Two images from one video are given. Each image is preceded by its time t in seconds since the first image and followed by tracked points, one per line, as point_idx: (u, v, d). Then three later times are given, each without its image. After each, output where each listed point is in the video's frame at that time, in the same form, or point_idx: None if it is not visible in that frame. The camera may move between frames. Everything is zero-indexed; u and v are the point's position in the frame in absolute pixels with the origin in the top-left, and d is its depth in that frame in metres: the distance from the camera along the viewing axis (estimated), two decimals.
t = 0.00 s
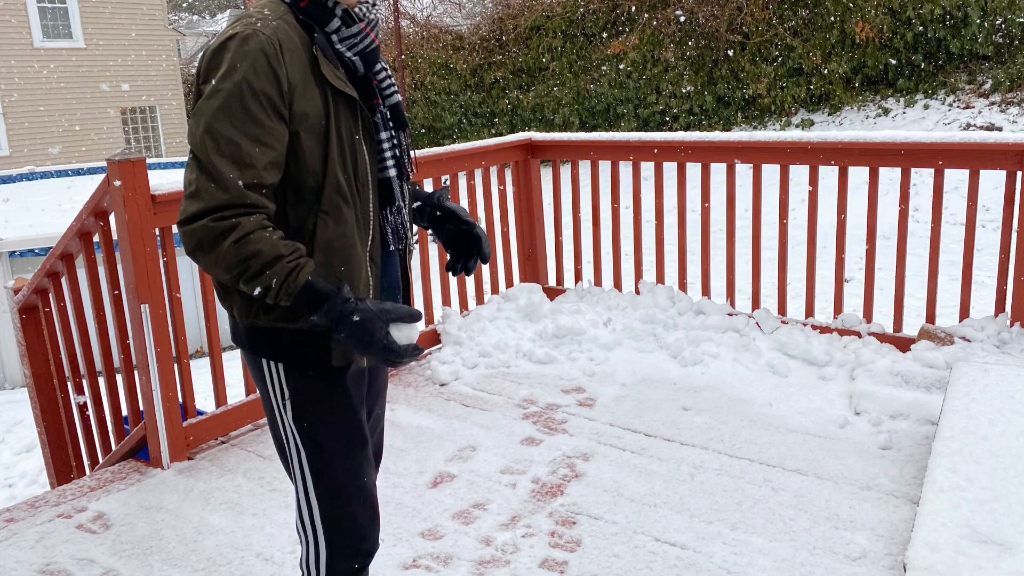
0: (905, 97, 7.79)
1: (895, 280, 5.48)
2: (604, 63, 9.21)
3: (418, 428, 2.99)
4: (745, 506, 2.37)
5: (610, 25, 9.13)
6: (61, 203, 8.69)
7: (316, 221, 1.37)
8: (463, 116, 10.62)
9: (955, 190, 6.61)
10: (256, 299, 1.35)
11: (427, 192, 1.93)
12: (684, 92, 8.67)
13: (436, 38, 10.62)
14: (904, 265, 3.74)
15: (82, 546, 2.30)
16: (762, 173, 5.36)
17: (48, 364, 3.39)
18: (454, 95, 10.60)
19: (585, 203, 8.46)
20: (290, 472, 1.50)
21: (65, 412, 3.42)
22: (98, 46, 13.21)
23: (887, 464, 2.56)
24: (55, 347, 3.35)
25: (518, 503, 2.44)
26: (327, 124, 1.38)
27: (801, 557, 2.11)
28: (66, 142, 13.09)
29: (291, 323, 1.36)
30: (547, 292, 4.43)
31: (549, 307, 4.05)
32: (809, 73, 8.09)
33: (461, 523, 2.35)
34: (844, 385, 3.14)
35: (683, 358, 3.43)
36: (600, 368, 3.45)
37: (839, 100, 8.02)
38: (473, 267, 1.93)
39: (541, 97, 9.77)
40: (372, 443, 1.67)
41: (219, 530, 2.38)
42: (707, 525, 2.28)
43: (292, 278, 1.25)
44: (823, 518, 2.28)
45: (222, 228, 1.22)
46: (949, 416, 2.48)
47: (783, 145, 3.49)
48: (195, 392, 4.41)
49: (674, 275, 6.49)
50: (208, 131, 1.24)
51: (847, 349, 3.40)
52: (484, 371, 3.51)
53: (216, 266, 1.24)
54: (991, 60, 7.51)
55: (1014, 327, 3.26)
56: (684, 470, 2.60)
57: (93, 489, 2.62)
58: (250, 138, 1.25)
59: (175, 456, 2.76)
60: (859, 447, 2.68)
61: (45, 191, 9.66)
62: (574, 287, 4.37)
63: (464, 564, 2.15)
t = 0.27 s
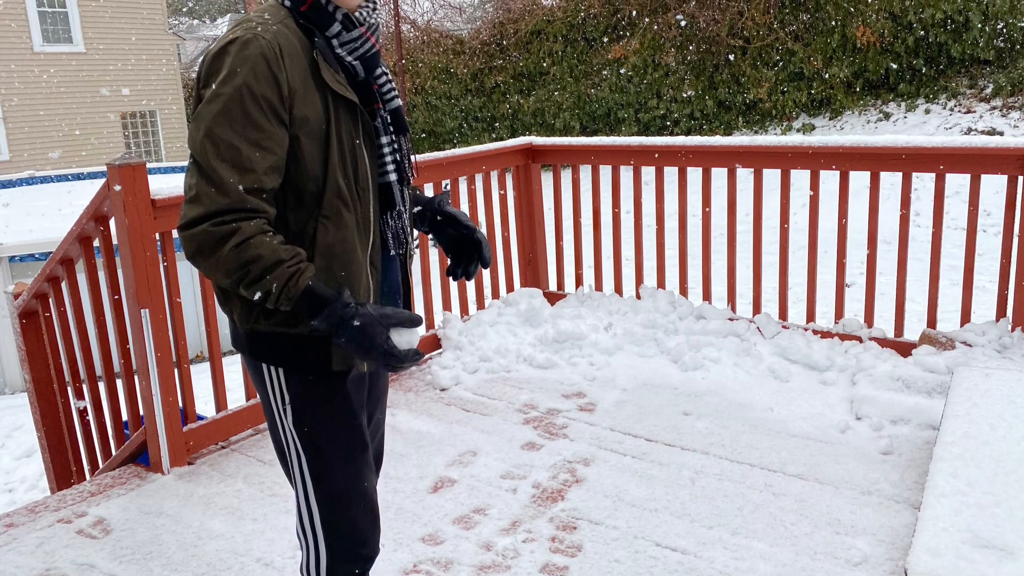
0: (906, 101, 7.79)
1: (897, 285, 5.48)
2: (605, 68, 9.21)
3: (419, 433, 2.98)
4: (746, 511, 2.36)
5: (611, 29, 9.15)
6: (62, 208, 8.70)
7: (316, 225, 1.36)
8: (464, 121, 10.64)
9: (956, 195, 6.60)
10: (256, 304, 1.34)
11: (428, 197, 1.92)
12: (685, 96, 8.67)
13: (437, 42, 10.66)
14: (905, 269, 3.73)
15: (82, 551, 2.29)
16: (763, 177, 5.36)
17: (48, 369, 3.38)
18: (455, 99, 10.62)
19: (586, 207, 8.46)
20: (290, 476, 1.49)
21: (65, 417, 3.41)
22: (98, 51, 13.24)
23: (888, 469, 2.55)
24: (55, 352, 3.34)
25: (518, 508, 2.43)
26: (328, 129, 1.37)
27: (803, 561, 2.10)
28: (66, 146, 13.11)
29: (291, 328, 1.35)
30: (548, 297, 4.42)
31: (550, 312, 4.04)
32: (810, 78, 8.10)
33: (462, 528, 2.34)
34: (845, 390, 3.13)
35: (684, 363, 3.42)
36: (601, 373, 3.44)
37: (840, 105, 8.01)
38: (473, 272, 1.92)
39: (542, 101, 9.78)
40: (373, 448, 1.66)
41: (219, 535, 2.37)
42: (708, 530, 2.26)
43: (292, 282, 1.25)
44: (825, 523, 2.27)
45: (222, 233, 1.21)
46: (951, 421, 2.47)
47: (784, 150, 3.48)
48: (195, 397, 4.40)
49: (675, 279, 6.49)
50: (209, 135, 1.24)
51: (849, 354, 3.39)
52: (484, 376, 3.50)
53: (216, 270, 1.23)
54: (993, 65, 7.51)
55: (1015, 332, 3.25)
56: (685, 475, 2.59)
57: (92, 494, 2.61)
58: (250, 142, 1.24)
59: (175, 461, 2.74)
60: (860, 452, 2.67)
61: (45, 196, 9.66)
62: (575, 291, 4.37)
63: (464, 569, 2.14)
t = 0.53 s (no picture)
0: (907, 106, 7.78)
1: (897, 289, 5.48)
2: (605, 72, 9.22)
3: (419, 438, 2.97)
4: (747, 516, 2.35)
5: (612, 34, 9.16)
6: (62, 213, 8.70)
7: (317, 229, 1.36)
8: (465, 125, 10.66)
9: (957, 200, 6.60)
10: (257, 309, 1.33)
11: (429, 201, 1.92)
12: (686, 101, 8.68)
13: (437, 47, 10.68)
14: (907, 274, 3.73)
15: (82, 556, 2.28)
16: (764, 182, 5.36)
17: (48, 374, 3.37)
18: (456, 104, 10.64)
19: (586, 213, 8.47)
20: (291, 481, 1.49)
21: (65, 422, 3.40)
22: (98, 55, 13.24)
23: (889, 475, 2.53)
24: (55, 357, 3.33)
25: (519, 513, 2.42)
26: (328, 133, 1.37)
27: (804, 567, 2.08)
28: (66, 151, 13.13)
29: (292, 333, 1.35)
30: (549, 302, 4.42)
31: (551, 317, 4.04)
32: (811, 82, 8.10)
33: (462, 533, 2.33)
34: (846, 395, 3.12)
35: (685, 368, 3.41)
36: (602, 378, 3.43)
37: (841, 109, 8.02)
38: (474, 276, 1.91)
39: (543, 105, 9.79)
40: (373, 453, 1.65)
41: (220, 540, 2.35)
42: (709, 535, 2.25)
43: (292, 287, 1.24)
44: (826, 528, 2.26)
45: (222, 238, 1.21)
46: (952, 426, 2.46)
47: (784, 154, 3.48)
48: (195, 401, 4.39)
49: (677, 284, 6.49)
50: (209, 139, 1.23)
51: (849, 359, 3.38)
52: (485, 381, 3.49)
53: (216, 275, 1.22)
54: (994, 69, 7.50)
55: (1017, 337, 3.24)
56: (686, 480, 2.58)
57: (93, 500, 2.60)
58: (250, 147, 1.24)
59: (175, 466, 2.73)
60: (861, 457, 2.65)
61: (45, 201, 9.66)
62: (575, 296, 4.36)
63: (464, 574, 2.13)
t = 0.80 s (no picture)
0: (909, 111, 7.78)
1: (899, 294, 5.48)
2: (606, 77, 9.22)
3: (420, 443, 2.96)
4: (748, 521, 2.33)
5: (612, 38, 9.16)
6: (62, 217, 8.70)
7: (317, 234, 1.35)
8: (465, 130, 10.68)
9: (959, 204, 6.59)
10: (257, 314, 1.32)
11: (429, 206, 1.91)
12: (686, 105, 8.70)
13: (438, 51, 10.72)
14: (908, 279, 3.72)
15: (82, 561, 2.27)
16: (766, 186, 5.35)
17: (49, 378, 3.37)
18: (456, 108, 10.66)
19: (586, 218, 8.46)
20: (291, 487, 1.48)
21: (65, 426, 3.39)
22: (98, 60, 13.26)
23: (891, 479, 2.52)
24: (55, 361, 3.33)
25: (520, 518, 2.41)
26: (329, 138, 1.36)
27: (806, 572, 2.07)
28: (66, 155, 13.14)
29: (292, 337, 1.34)
30: (550, 307, 4.41)
31: (551, 322, 4.03)
32: (812, 87, 8.11)
33: (463, 538, 2.32)
34: (847, 400, 3.11)
35: (686, 372, 3.41)
36: (603, 383, 3.42)
37: (842, 114, 8.02)
38: (475, 281, 1.91)
39: (544, 110, 9.80)
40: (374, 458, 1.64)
41: (220, 545, 2.34)
42: (710, 540, 2.24)
43: (292, 292, 1.23)
44: (827, 533, 2.25)
45: (223, 242, 1.20)
46: (953, 431, 2.45)
47: (786, 159, 3.47)
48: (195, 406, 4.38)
49: (677, 289, 6.48)
50: (209, 144, 1.23)
51: (850, 363, 3.37)
52: (486, 386, 3.48)
53: (216, 280, 1.22)
54: (995, 73, 7.48)
55: (1018, 342, 3.23)
56: (686, 485, 2.57)
57: (93, 504, 2.59)
58: (251, 151, 1.23)
59: (175, 471, 2.73)
60: (862, 462, 2.64)
61: (45, 206, 9.66)
62: (576, 301, 4.36)
63: None
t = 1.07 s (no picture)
0: (910, 115, 7.78)
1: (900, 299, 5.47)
2: (607, 81, 9.24)
3: (420, 448, 2.95)
4: (749, 526, 2.32)
5: (613, 43, 9.17)
6: (62, 222, 8.71)
7: (318, 239, 1.34)
8: (466, 135, 10.70)
9: (959, 209, 6.59)
10: (257, 319, 1.32)
11: (429, 210, 1.90)
12: (687, 110, 8.70)
13: (438, 56, 10.73)
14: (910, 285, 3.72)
15: (82, 567, 2.26)
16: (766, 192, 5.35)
17: (49, 383, 3.36)
18: (457, 112, 10.68)
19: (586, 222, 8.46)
20: (291, 491, 1.47)
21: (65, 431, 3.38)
22: (98, 64, 13.29)
23: (892, 485, 2.51)
24: (55, 366, 3.32)
25: (521, 523, 2.40)
26: (329, 142, 1.36)
27: None
28: (66, 160, 13.16)
29: (293, 342, 1.33)
30: (550, 312, 4.40)
31: (552, 327, 4.03)
32: (813, 91, 8.11)
33: (464, 543, 2.31)
34: (848, 405, 3.10)
35: (687, 378, 3.40)
36: (603, 388, 3.41)
37: (843, 118, 8.02)
38: (476, 286, 1.90)
39: (544, 115, 9.81)
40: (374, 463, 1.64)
41: (220, 550, 2.33)
42: (711, 545, 2.23)
43: (293, 297, 1.22)
44: (828, 538, 2.24)
45: (223, 247, 1.20)
46: (954, 436, 2.44)
47: (787, 164, 3.47)
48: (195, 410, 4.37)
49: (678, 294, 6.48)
50: (210, 148, 1.22)
51: (851, 368, 3.37)
52: (487, 391, 3.47)
53: (217, 284, 1.21)
54: (996, 78, 7.47)
55: (1019, 346, 3.22)
56: (687, 490, 2.56)
57: (93, 510, 2.58)
58: (251, 156, 1.23)
59: (176, 476, 2.72)
60: (864, 468, 2.63)
61: (45, 210, 9.67)
62: (576, 306, 4.35)
63: None
